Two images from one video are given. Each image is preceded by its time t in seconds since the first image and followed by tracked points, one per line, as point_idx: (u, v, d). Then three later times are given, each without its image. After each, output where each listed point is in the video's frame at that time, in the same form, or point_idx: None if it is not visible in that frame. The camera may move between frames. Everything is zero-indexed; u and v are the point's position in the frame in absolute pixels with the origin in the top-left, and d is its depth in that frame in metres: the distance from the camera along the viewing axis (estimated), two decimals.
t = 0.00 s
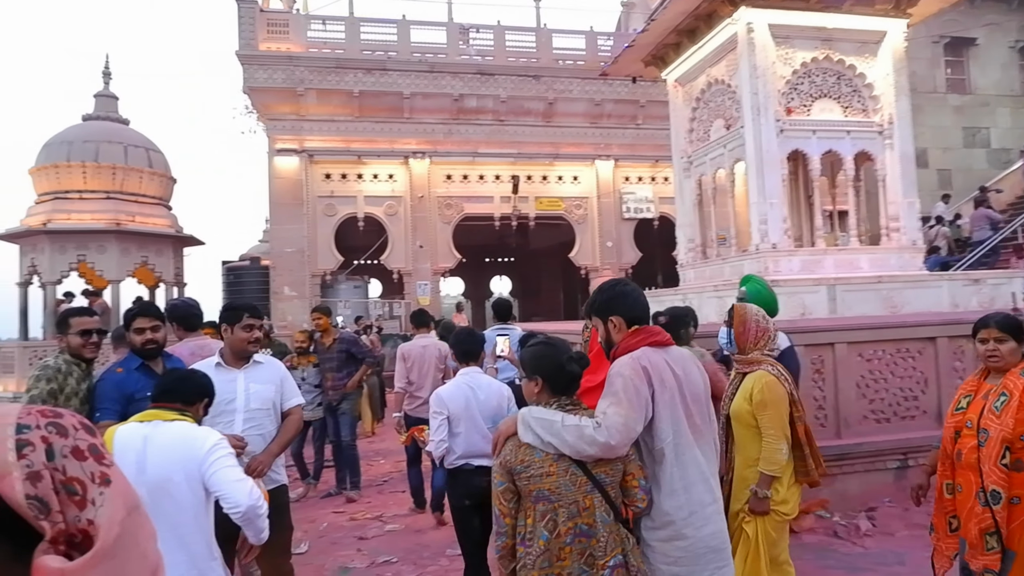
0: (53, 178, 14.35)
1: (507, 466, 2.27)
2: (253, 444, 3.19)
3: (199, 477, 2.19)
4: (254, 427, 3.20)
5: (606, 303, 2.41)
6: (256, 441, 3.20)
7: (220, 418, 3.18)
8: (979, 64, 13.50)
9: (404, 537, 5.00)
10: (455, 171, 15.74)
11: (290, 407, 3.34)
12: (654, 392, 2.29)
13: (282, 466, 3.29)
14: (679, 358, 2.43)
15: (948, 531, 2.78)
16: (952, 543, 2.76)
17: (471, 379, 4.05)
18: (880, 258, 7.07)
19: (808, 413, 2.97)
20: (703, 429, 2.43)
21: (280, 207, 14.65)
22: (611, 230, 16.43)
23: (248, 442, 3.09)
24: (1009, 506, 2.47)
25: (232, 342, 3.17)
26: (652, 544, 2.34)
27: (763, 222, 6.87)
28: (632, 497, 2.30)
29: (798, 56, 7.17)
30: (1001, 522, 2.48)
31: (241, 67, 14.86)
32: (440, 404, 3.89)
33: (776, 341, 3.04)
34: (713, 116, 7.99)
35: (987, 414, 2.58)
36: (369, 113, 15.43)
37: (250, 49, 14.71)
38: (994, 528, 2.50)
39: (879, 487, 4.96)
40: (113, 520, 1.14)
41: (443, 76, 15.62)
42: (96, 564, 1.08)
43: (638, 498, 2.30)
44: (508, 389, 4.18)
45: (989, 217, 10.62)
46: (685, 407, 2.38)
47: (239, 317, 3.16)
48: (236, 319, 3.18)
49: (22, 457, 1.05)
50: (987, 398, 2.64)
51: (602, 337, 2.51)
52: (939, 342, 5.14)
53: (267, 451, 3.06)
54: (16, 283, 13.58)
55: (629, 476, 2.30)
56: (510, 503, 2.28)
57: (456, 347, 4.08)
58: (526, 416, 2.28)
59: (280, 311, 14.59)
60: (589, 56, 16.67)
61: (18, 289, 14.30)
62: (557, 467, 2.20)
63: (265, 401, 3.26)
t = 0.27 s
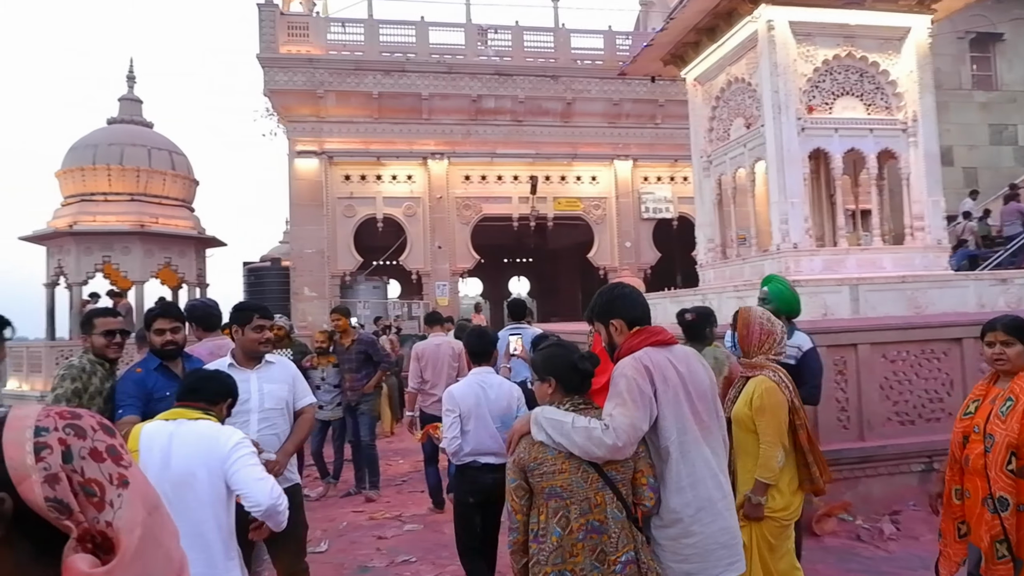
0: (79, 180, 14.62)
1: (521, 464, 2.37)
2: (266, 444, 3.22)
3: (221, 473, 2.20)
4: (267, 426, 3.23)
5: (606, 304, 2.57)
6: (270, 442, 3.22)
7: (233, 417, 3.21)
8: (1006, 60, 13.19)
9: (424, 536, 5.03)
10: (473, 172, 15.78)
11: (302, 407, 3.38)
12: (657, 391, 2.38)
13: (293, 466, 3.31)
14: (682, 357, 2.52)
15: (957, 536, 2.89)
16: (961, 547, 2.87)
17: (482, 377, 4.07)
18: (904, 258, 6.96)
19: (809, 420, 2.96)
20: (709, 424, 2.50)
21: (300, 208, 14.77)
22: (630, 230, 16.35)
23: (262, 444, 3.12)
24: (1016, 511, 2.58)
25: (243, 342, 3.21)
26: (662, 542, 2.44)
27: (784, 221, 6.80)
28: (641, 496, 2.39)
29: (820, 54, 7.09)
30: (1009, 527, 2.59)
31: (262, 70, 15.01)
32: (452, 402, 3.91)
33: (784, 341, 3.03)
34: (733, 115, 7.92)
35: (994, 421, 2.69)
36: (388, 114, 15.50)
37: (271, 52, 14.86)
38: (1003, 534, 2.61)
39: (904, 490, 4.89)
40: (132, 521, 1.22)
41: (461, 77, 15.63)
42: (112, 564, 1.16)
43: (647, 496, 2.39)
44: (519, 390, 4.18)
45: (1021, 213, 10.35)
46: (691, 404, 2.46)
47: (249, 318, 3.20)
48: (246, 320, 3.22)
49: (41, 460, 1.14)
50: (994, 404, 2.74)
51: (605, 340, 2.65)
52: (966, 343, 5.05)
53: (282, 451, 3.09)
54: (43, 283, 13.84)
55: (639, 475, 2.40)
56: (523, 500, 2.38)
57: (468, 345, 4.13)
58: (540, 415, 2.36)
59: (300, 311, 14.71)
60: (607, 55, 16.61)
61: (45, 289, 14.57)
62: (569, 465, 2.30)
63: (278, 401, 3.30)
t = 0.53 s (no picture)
0: (103, 180, 14.86)
1: (529, 462, 2.50)
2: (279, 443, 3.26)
3: (242, 469, 2.23)
4: (280, 424, 3.28)
5: (613, 309, 2.58)
6: (282, 441, 3.27)
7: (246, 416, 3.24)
8: None
9: (439, 536, 5.03)
10: (490, 173, 15.79)
11: (314, 405, 3.42)
12: (663, 392, 2.38)
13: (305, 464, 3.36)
14: (692, 357, 2.50)
15: (962, 544, 2.83)
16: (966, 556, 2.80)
17: (492, 376, 4.09)
18: (927, 260, 6.85)
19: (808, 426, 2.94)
20: (721, 425, 2.47)
21: (319, 208, 14.89)
22: (647, 231, 16.28)
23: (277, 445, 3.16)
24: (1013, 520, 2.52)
25: (253, 341, 3.25)
26: (670, 541, 2.42)
27: (804, 223, 6.74)
28: (646, 496, 2.40)
29: (842, 53, 7.01)
30: (1008, 536, 2.53)
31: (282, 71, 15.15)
32: (460, 399, 3.97)
33: (789, 342, 2.99)
34: (753, 115, 7.85)
35: (995, 428, 2.65)
36: (406, 115, 15.58)
37: (291, 53, 15.00)
38: (1002, 544, 2.54)
39: (927, 496, 4.81)
40: (149, 520, 1.25)
41: (479, 78, 15.67)
42: (132, 561, 1.20)
43: (652, 496, 2.40)
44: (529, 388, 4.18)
45: None
46: (701, 404, 2.44)
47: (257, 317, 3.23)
48: (255, 319, 3.24)
49: (58, 460, 1.16)
50: (996, 411, 2.71)
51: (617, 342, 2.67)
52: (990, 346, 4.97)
53: (294, 451, 3.14)
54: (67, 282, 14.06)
55: (644, 475, 2.41)
56: (530, 496, 2.51)
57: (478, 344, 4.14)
58: (547, 416, 2.44)
59: (318, 310, 14.82)
60: (626, 56, 16.55)
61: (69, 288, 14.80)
62: (574, 464, 2.39)
63: (291, 400, 3.34)
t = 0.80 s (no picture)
0: (129, 183, 15.13)
1: (543, 457, 2.63)
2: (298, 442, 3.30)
3: (267, 461, 2.26)
4: (297, 423, 3.30)
5: (634, 308, 2.60)
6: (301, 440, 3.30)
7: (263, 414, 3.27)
8: None
9: (460, 536, 5.05)
10: (510, 173, 15.80)
11: (332, 404, 3.44)
12: (675, 390, 2.43)
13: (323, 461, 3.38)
14: (709, 356, 2.53)
15: (965, 544, 2.81)
16: (968, 555, 2.79)
17: (505, 377, 4.09)
18: (955, 259, 6.73)
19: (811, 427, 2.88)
20: (737, 424, 2.49)
21: (340, 210, 15.00)
22: (668, 231, 16.18)
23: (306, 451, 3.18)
24: (1004, 520, 2.52)
25: (269, 341, 3.29)
26: (685, 537, 2.46)
27: (828, 222, 6.67)
28: (656, 494, 2.49)
29: (867, 50, 6.91)
30: (999, 537, 2.53)
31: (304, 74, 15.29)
32: (472, 396, 4.03)
33: (797, 340, 2.96)
34: (776, 113, 7.76)
35: (996, 428, 2.63)
36: (426, 116, 15.64)
37: (313, 56, 15.14)
38: (994, 544, 2.55)
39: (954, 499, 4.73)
40: (178, 512, 1.26)
41: (499, 78, 15.69)
42: (164, 551, 1.22)
43: (662, 495, 2.48)
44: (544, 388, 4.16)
45: None
46: (716, 403, 2.47)
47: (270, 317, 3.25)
48: (268, 319, 3.28)
49: (87, 456, 1.18)
50: (1001, 411, 2.67)
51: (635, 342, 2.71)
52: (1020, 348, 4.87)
53: (313, 450, 3.17)
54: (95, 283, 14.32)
55: (655, 473, 2.49)
56: (544, 489, 2.65)
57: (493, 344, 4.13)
58: (563, 412, 2.59)
59: (340, 311, 14.94)
60: (646, 55, 16.47)
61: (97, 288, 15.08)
62: (585, 459, 2.51)
63: (309, 399, 3.37)
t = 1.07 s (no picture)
0: (159, 178, 15.38)
1: (563, 444, 2.68)
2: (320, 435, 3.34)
3: (296, 457, 2.30)
4: (319, 416, 3.34)
5: (659, 303, 2.65)
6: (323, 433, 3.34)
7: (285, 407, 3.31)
8: None
9: (484, 529, 5.08)
10: (534, 169, 15.77)
11: (353, 397, 3.48)
12: (694, 384, 2.44)
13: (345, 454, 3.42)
14: (732, 352, 2.51)
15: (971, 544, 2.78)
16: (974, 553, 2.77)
17: (520, 371, 4.06)
18: (990, 257, 6.57)
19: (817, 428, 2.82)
20: (756, 421, 2.47)
21: (365, 205, 15.12)
22: (693, 227, 16.04)
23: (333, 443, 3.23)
24: (1001, 520, 2.52)
25: (291, 336, 3.32)
26: (701, 528, 2.46)
27: (857, 218, 6.57)
28: (673, 486, 2.50)
29: (899, 42, 6.77)
30: (998, 536, 2.52)
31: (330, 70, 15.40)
32: (487, 391, 4.03)
33: (810, 335, 2.93)
34: (805, 108, 7.65)
35: (1003, 427, 2.60)
36: (451, 112, 15.68)
37: (339, 52, 15.25)
38: (993, 542, 2.54)
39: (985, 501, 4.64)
40: (209, 494, 1.30)
41: (523, 73, 15.67)
42: (198, 532, 1.26)
43: (679, 487, 2.49)
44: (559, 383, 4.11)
45: None
46: (735, 398, 2.45)
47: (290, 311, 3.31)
48: (290, 314, 3.32)
49: (122, 439, 1.22)
50: (1012, 410, 2.63)
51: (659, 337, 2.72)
52: None
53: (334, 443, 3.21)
54: (126, 277, 14.59)
55: (671, 466, 2.51)
56: (562, 476, 2.69)
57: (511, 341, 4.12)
58: (583, 402, 2.65)
59: (364, 305, 15.06)
60: (672, 49, 16.33)
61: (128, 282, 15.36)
62: (603, 449, 2.56)
63: (331, 392, 3.41)
